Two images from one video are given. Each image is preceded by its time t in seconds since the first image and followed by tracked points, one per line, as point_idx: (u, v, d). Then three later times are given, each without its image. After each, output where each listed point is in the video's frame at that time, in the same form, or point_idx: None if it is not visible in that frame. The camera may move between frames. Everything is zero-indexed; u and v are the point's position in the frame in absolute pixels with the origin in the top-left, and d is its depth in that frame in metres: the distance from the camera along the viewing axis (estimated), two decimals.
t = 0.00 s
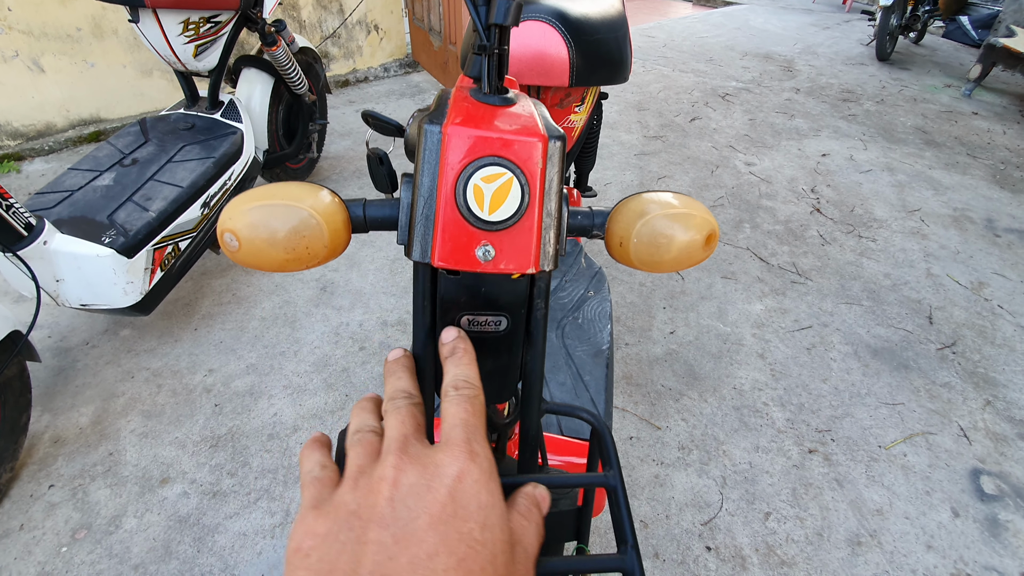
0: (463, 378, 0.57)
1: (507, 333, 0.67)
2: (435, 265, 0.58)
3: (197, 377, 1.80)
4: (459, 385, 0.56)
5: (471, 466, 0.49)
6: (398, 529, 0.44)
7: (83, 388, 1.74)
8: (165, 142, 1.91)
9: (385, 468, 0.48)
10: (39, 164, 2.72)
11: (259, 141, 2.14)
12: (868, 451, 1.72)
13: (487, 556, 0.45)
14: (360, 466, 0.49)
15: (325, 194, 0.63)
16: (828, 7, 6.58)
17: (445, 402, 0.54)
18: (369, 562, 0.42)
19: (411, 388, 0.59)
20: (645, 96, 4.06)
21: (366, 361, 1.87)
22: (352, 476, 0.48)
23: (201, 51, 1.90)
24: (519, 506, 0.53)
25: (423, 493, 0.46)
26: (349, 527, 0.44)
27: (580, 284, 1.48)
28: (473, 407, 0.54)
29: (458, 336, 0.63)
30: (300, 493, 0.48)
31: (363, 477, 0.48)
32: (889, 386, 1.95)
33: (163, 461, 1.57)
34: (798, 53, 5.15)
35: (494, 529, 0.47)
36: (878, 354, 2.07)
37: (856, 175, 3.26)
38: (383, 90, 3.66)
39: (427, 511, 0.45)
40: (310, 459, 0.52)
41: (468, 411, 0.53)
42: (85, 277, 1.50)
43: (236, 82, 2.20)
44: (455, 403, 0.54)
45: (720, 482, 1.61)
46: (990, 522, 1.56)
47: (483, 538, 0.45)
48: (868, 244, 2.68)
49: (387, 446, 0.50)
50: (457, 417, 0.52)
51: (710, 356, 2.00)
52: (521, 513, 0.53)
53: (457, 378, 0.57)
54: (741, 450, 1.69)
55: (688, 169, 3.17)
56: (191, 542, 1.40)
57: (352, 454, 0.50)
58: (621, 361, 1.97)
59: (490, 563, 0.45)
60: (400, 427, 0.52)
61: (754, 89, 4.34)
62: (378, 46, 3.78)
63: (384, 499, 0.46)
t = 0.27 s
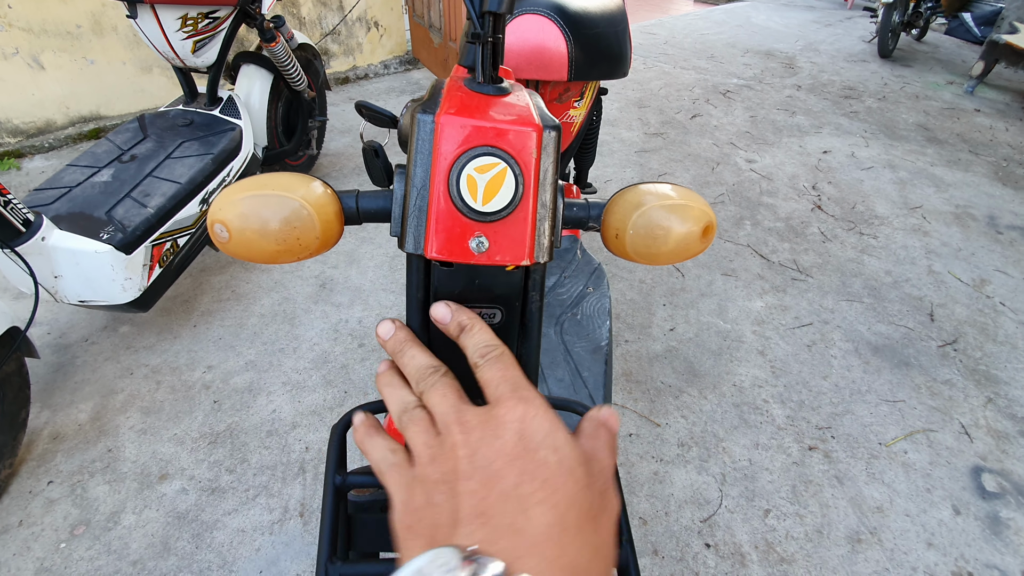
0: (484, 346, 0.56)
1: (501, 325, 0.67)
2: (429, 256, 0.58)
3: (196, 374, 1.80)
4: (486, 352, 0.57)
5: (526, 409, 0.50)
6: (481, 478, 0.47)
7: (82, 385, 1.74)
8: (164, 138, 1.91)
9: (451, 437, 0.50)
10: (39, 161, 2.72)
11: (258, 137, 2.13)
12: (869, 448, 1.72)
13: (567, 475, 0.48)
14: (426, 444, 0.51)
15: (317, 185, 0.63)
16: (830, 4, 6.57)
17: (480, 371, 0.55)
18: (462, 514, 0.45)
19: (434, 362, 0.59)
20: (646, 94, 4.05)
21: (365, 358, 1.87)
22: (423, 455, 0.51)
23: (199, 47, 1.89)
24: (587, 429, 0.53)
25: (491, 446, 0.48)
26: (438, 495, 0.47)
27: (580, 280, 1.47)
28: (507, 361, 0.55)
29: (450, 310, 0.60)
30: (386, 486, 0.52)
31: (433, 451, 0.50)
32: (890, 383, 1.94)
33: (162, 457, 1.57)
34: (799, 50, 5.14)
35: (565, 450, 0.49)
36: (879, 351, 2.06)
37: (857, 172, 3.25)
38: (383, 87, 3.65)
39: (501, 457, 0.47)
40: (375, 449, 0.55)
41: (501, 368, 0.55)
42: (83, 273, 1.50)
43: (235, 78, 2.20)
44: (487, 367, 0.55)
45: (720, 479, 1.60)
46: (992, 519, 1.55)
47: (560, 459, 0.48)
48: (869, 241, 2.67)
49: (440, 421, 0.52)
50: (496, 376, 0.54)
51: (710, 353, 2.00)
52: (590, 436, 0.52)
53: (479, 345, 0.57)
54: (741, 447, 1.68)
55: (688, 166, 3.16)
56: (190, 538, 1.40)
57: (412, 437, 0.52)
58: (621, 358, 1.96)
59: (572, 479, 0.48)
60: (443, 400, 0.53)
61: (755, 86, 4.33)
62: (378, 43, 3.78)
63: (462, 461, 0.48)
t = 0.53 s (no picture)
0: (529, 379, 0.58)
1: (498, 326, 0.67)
2: (426, 259, 0.58)
3: (198, 372, 1.81)
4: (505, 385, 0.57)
5: (538, 461, 0.51)
6: (483, 524, 0.47)
7: (85, 383, 1.75)
8: (166, 138, 1.92)
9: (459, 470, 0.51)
10: (41, 161, 2.74)
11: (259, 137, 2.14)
12: (868, 446, 1.72)
13: (567, 538, 0.49)
14: (432, 467, 0.52)
15: (315, 188, 0.63)
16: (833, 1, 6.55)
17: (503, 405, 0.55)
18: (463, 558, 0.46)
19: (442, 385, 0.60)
20: (647, 92, 4.05)
21: (366, 357, 1.88)
22: (428, 478, 0.52)
23: (200, 47, 1.90)
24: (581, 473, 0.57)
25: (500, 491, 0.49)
26: (437, 526, 0.48)
27: (579, 280, 1.48)
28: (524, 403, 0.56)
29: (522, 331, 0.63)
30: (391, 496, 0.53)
31: (439, 477, 0.51)
32: (890, 381, 1.94)
33: (164, 456, 1.58)
34: (801, 48, 5.13)
35: (568, 513, 0.50)
36: (880, 349, 2.06)
37: (859, 170, 3.24)
38: (384, 86, 3.66)
39: (507, 506, 0.48)
40: (384, 457, 0.56)
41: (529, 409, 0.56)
42: (86, 272, 1.51)
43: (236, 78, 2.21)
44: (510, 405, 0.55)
45: (719, 477, 1.60)
46: (991, 518, 1.56)
47: (560, 521, 0.49)
48: (870, 239, 2.67)
49: (449, 450, 0.53)
50: (527, 414, 0.55)
51: (710, 352, 2.00)
52: (578, 482, 0.55)
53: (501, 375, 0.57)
54: (741, 446, 1.69)
55: (690, 164, 3.16)
56: (192, 536, 1.41)
57: (421, 458, 0.53)
58: (621, 357, 1.96)
59: (569, 542, 0.49)
60: (455, 429, 0.54)
61: (757, 83, 4.33)
62: (379, 42, 3.78)
63: (467, 497, 0.49)
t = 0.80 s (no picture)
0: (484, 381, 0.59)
1: (488, 323, 0.68)
2: (417, 257, 0.59)
3: (200, 370, 1.82)
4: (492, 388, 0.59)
5: (522, 462, 0.54)
6: (466, 523, 0.50)
7: (88, 381, 1.77)
8: (167, 137, 1.93)
9: (446, 468, 0.53)
10: (44, 161, 2.75)
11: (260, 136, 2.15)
12: (866, 444, 1.73)
13: (546, 537, 0.51)
14: (421, 464, 0.54)
15: (311, 188, 0.65)
16: None
17: (478, 410, 0.57)
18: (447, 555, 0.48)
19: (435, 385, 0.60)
20: (648, 90, 4.05)
21: (367, 355, 1.89)
22: (416, 474, 0.54)
23: (201, 47, 1.91)
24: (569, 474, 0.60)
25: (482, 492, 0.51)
26: (422, 522, 0.50)
27: (577, 278, 1.49)
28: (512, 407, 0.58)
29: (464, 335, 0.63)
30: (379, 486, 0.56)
31: (426, 474, 0.53)
32: (888, 379, 1.95)
33: (167, 453, 1.60)
34: (802, 46, 5.13)
35: (549, 508, 0.53)
36: (878, 347, 2.07)
37: (859, 168, 3.25)
38: (384, 85, 3.67)
39: (490, 504, 0.51)
40: (375, 450, 0.58)
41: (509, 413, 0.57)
42: (89, 271, 1.52)
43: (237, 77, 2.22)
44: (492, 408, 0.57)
45: (717, 474, 1.62)
46: (988, 515, 1.57)
47: (541, 518, 0.52)
48: (870, 237, 2.67)
49: (437, 449, 0.55)
50: (497, 419, 0.56)
51: (709, 349, 2.01)
52: (570, 477, 0.59)
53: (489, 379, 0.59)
54: (739, 443, 1.70)
55: (689, 163, 3.17)
56: (195, 532, 1.42)
57: (409, 454, 0.55)
58: (620, 355, 1.98)
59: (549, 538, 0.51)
60: (443, 429, 0.56)
61: (757, 82, 4.33)
62: (379, 41, 3.79)
63: (452, 497, 0.51)
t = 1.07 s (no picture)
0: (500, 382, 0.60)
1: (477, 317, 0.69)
2: (404, 252, 0.60)
3: (199, 368, 1.83)
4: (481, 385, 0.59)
5: (506, 457, 0.54)
6: (448, 515, 0.50)
7: (87, 379, 1.78)
8: (165, 136, 1.94)
9: (431, 462, 0.54)
10: (43, 160, 2.76)
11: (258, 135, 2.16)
12: (862, 440, 1.74)
13: (526, 532, 0.51)
14: (407, 456, 0.55)
15: (302, 184, 0.65)
16: None
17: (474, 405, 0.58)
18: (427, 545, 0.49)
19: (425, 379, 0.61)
20: (647, 88, 4.06)
21: (365, 352, 1.90)
22: (402, 466, 0.54)
23: (199, 46, 1.92)
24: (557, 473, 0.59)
25: (465, 485, 0.52)
26: (405, 513, 0.51)
27: (574, 275, 1.49)
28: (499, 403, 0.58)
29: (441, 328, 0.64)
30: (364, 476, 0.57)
31: (412, 466, 0.54)
32: (885, 376, 1.96)
33: (165, 450, 1.60)
34: (802, 44, 5.13)
35: (530, 505, 0.53)
36: (875, 345, 2.08)
37: (857, 166, 3.25)
38: (383, 84, 3.67)
39: (472, 498, 0.51)
40: (363, 440, 0.59)
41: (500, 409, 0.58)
42: (88, 269, 1.53)
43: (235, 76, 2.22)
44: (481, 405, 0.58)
45: (713, 471, 1.62)
46: (984, 511, 1.57)
47: (521, 514, 0.52)
48: (868, 235, 2.68)
49: (424, 442, 0.55)
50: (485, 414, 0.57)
51: (706, 347, 2.02)
52: (556, 473, 0.59)
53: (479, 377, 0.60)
54: (736, 440, 1.71)
55: (688, 161, 3.18)
56: (194, 529, 1.43)
57: (397, 445, 0.56)
58: (618, 352, 1.98)
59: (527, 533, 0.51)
60: (431, 422, 0.57)
61: (756, 80, 4.33)
62: (378, 40, 3.79)
63: (435, 489, 0.52)
